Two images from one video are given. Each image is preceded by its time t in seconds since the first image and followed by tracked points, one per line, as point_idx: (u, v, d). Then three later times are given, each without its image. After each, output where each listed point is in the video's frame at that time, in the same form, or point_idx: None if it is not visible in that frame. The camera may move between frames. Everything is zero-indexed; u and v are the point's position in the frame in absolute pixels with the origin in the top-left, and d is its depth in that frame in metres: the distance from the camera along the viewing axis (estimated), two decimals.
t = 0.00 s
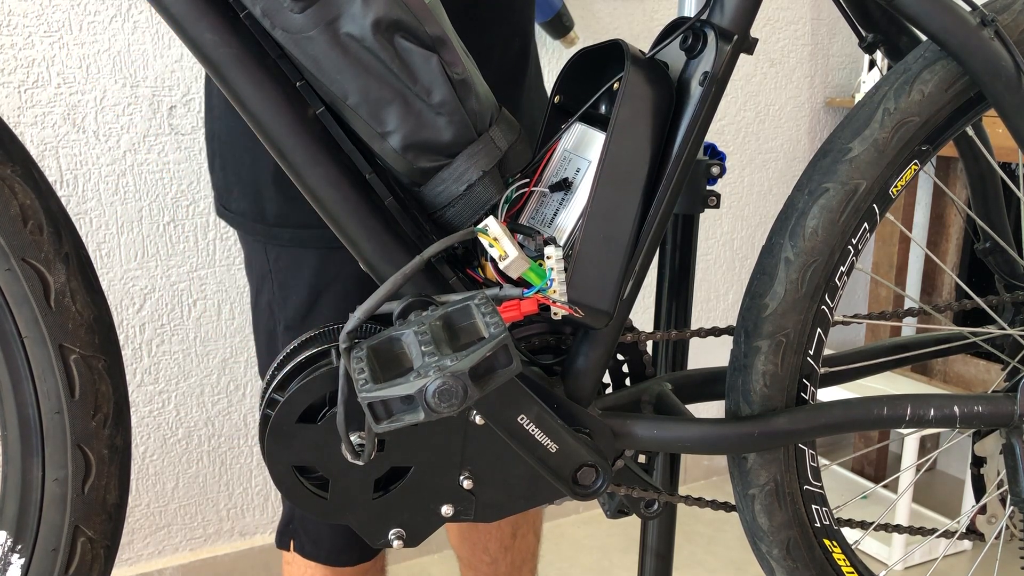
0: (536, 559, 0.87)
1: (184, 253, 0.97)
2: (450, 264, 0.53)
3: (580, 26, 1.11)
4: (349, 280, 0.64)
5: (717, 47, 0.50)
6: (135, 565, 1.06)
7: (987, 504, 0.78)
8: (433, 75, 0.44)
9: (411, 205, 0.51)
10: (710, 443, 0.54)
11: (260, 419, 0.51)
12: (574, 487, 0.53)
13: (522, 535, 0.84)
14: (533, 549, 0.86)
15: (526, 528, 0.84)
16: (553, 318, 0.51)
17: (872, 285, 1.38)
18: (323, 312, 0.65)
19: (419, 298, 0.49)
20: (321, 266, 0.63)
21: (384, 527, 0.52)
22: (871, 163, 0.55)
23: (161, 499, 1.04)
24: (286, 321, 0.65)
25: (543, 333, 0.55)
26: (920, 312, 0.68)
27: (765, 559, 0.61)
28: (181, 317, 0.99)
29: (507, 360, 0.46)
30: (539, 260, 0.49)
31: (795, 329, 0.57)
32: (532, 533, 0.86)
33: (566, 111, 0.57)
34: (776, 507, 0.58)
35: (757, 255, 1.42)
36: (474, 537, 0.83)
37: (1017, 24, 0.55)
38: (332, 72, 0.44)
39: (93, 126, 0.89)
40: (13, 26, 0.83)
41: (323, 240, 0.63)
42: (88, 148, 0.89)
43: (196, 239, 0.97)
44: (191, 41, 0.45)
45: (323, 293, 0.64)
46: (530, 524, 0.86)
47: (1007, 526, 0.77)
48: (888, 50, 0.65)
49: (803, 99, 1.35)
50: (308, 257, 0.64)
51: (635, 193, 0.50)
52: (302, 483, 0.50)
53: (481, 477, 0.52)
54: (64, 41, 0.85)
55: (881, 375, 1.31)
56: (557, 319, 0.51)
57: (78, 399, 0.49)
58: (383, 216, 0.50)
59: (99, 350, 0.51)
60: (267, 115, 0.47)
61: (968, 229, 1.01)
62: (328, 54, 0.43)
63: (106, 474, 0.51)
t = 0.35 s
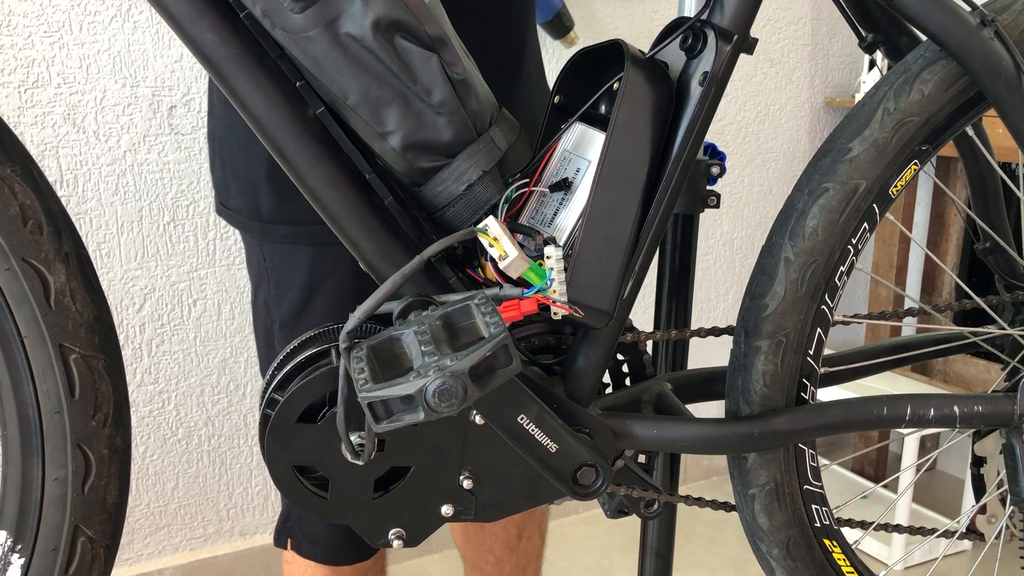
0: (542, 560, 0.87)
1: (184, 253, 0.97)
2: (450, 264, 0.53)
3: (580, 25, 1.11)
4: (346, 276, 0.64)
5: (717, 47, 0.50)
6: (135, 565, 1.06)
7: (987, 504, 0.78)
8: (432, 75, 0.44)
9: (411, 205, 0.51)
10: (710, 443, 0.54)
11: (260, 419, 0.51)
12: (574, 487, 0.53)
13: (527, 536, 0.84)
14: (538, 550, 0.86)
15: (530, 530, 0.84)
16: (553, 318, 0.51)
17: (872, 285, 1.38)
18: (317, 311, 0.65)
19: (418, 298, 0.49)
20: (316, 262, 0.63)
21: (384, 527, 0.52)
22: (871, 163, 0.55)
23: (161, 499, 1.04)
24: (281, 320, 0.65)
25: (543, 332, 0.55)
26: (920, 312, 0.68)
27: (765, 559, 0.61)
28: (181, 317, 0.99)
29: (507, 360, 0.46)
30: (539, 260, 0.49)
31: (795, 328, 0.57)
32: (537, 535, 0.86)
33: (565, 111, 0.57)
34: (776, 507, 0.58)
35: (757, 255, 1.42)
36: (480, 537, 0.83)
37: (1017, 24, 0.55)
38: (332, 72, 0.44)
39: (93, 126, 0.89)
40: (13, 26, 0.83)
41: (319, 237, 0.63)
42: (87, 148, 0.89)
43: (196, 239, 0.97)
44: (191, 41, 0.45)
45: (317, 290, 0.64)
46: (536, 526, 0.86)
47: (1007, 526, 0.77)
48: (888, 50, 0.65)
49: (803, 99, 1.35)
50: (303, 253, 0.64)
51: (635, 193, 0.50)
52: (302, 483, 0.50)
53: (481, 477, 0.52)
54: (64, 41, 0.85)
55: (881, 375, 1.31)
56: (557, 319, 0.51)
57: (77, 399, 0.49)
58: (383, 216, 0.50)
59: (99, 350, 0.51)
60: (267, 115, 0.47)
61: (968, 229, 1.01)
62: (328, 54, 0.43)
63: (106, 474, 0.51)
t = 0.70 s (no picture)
0: (530, 554, 0.87)
1: (184, 253, 0.97)
2: (450, 264, 0.53)
3: (580, 26, 1.11)
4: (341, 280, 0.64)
5: (717, 47, 0.50)
6: (135, 565, 1.06)
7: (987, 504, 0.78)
8: (432, 75, 0.44)
9: (411, 205, 0.51)
10: (710, 443, 0.54)
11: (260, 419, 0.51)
12: (574, 487, 0.53)
13: (513, 528, 0.84)
14: (526, 543, 0.86)
15: (517, 522, 0.84)
16: (553, 318, 0.51)
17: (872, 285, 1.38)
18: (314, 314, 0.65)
19: (419, 298, 0.49)
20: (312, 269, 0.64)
21: (384, 527, 0.52)
22: (871, 163, 0.55)
23: (161, 499, 1.04)
24: (277, 323, 0.65)
25: (543, 333, 0.55)
26: (920, 312, 0.68)
27: (765, 560, 0.61)
28: (181, 317, 0.99)
29: (507, 359, 0.46)
30: (539, 260, 0.49)
31: (795, 328, 0.57)
32: (524, 527, 0.86)
33: (565, 111, 0.57)
34: (776, 507, 0.58)
35: (757, 255, 1.42)
36: (467, 532, 0.83)
37: (1017, 24, 0.55)
38: (332, 72, 0.44)
39: (93, 126, 0.89)
40: (13, 26, 0.83)
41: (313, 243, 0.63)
42: (87, 148, 0.89)
43: (196, 239, 0.97)
44: (191, 41, 0.45)
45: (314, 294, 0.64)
46: (523, 519, 0.86)
47: (1007, 526, 0.77)
48: (888, 50, 0.65)
49: (803, 99, 1.35)
50: (296, 261, 0.64)
51: (635, 193, 0.50)
52: (302, 483, 0.50)
53: (480, 477, 0.52)
54: (65, 41, 0.85)
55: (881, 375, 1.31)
56: (557, 318, 0.51)
57: (77, 399, 0.49)
58: (383, 216, 0.50)
59: (99, 350, 0.51)
60: (267, 115, 0.47)
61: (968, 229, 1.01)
62: (327, 54, 0.43)
63: (106, 474, 0.51)
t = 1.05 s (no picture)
0: (528, 554, 0.87)
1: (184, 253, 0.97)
2: (450, 264, 0.53)
3: (580, 25, 1.11)
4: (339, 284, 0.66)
5: (717, 47, 0.50)
6: (135, 565, 1.06)
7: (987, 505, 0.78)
8: (432, 75, 0.44)
9: (410, 205, 0.51)
10: (710, 443, 0.54)
11: (260, 419, 0.51)
12: (574, 487, 0.53)
13: (512, 527, 0.84)
14: (524, 542, 0.86)
15: (516, 521, 0.84)
16: (553, 318, 0.51)
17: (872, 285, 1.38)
18: (313, 314, 0.66)
19: (418, 298, 0.49)
20: (311, 271, 0.65)
21: (384, 527, 0.52)
22: (871, 163, 0.55)
23: (161, 499, 1.04)
24: (275, 326, 0.66)
25: (543, 332, 0.55)
26: (920, 312, 0.68)
27: (765, 560, 0.61)
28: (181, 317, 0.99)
29: (507, 360, 0.46)
30: (539, 260, 0.49)
31: (795, 329, 0.57)
32: (522, 526, 0.86)
33: (565, 111, 0.57)
34: (776, 507, 0.58)
35: (757, 255, 1.42)
36: (465, 533, 0.83)
37: (1017, 23, 0.55)
38: (332, 72, 0.44)
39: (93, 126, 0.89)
40: (13, 26, 0.83)
41: (311, 245, 0.65)
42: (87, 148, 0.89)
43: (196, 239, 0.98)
44: (191, 41, 0.45)
45: (313, 297, 0.65)
46: (521, 518, 0.86)
47: (1007, 526, 0.77)
48: (888, 50, 0.65)
49: (803, 99, 1.35)
50: (297, 262, 0.65)
51: (635, 193, 0.50)
52: (301, 483, 0.50)
53: (480, 477, 0.52)
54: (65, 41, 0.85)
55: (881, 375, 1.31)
56: (557, 318, 0.51)
57: (77, 399, 0.49)
58: (383, 215, 0.50)
59: (99, 350, 0.51)
60: (267, 115, 0.47)
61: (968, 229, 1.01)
62: (328, 54, 0.43)
63: (106, 474, 0.51)
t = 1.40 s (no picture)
0: (529, 552, 0.87)
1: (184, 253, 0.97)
2: (450, 264, 0.53)
3: (580, 25, 1.11)
4: (344, 283, 0.66)
5: (717, 47, 0.50)
6: (134, 565, 1.06)
7: (988, 505, 0.78)
8: (433, 75, 0.44)
9: (411, 205, 0.51)
10: (710, 443, 0.54)
11: (260, 419, 0.51)
12: (573, 487, 0.53)
13: (512, 526, 0.84)
14: (524, 540, 0.87)
15: (516, 521, 0.85)
16: (553, 318, 0.51)
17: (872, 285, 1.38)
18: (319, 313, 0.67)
19: (419, 298, 0.49)
20: (316, 271, 0.66)
21: (384, 527, 0.52)
22: (871, 164, 0.55)
23: (161, 499, 1.04)
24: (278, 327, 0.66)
25: (543, 333, 0.55)
26: (920, 312, 0.68)
27: (765, 560, 0.61)
28: (181, 317, 0.99)
29: (508, 360, 0.46)
30: (539, 260, 0.49)
31: (795, 329, 0.57)
32: (522, 525, 0.86)
33: (565, 111, 0.57)
34: (776, 507, 0.58)
35: (757, 255, 1.42)
36: (466, 532, 0.83)
37: (1017, 23, 0.55)
38: (332, 72, 0.44)
39: (93, 126, 0.89)
40: (13, 26, 0.83)
41: (317, 246, 0.65)
42: (87, 148, 0.89)
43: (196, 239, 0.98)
44: (191, 40, 0.45)
45: (319, 297, 0.66)
46: (521, 518, 0.86)
47: (1007, 526, 0.77)
48: (888, 50, 0.65)
49: (803, 99, 1.35)
50: (301, 263, 0.66)
51: (635, 194, 0.50)
52: (302, 483, 0.50)
53: (480, 477, 0.52)
54: (65, 40, 0.85)
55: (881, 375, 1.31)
56: (557, 319, 0.51)
57: (77, 399, 0.49)
58: (383, 215, 0.50)
59: (99, 350, 0.51)
60: (267, 115, 0.47)
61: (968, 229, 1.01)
62: (328, 54, 0.43)
63: (106, 474, 0.51)
